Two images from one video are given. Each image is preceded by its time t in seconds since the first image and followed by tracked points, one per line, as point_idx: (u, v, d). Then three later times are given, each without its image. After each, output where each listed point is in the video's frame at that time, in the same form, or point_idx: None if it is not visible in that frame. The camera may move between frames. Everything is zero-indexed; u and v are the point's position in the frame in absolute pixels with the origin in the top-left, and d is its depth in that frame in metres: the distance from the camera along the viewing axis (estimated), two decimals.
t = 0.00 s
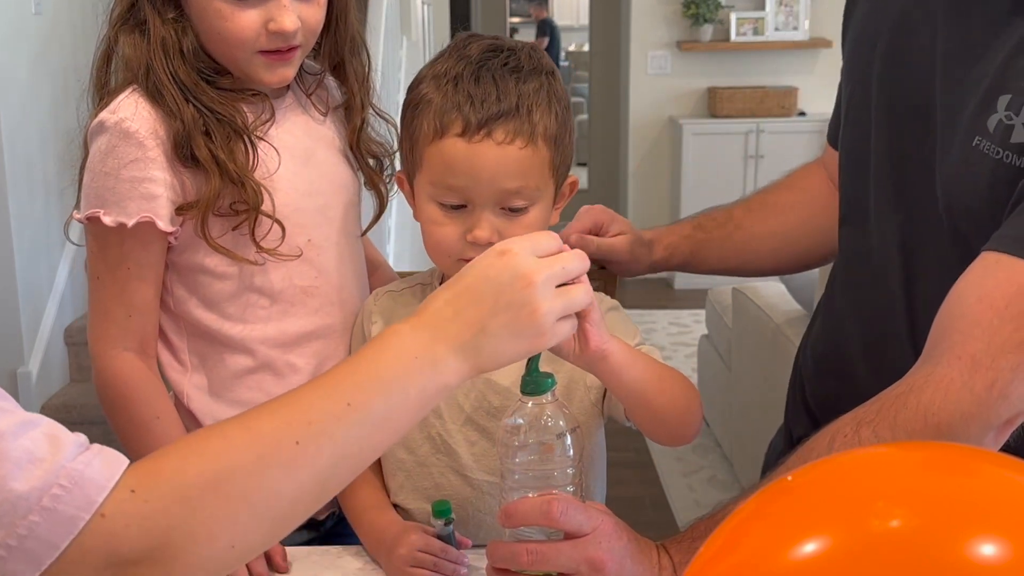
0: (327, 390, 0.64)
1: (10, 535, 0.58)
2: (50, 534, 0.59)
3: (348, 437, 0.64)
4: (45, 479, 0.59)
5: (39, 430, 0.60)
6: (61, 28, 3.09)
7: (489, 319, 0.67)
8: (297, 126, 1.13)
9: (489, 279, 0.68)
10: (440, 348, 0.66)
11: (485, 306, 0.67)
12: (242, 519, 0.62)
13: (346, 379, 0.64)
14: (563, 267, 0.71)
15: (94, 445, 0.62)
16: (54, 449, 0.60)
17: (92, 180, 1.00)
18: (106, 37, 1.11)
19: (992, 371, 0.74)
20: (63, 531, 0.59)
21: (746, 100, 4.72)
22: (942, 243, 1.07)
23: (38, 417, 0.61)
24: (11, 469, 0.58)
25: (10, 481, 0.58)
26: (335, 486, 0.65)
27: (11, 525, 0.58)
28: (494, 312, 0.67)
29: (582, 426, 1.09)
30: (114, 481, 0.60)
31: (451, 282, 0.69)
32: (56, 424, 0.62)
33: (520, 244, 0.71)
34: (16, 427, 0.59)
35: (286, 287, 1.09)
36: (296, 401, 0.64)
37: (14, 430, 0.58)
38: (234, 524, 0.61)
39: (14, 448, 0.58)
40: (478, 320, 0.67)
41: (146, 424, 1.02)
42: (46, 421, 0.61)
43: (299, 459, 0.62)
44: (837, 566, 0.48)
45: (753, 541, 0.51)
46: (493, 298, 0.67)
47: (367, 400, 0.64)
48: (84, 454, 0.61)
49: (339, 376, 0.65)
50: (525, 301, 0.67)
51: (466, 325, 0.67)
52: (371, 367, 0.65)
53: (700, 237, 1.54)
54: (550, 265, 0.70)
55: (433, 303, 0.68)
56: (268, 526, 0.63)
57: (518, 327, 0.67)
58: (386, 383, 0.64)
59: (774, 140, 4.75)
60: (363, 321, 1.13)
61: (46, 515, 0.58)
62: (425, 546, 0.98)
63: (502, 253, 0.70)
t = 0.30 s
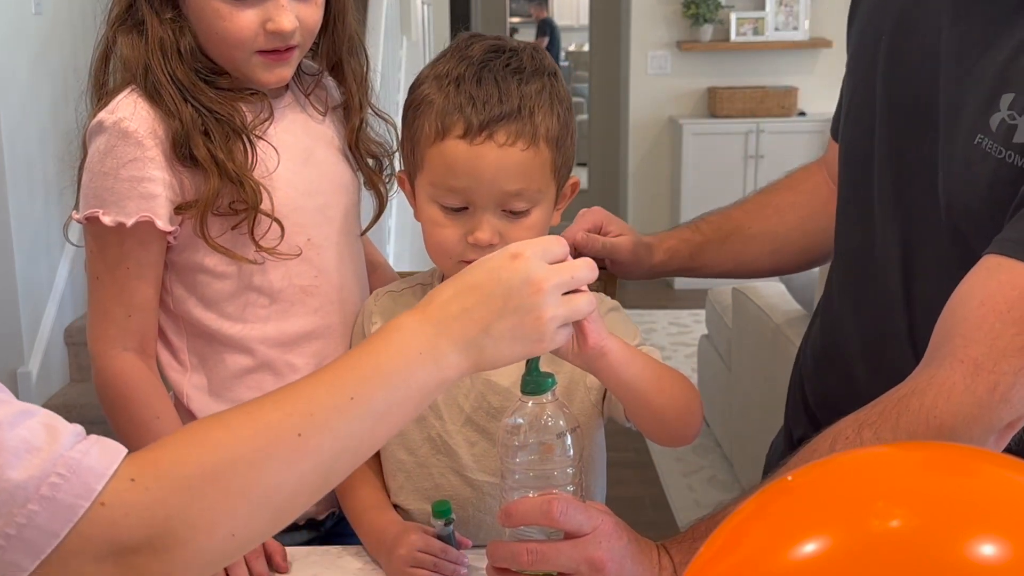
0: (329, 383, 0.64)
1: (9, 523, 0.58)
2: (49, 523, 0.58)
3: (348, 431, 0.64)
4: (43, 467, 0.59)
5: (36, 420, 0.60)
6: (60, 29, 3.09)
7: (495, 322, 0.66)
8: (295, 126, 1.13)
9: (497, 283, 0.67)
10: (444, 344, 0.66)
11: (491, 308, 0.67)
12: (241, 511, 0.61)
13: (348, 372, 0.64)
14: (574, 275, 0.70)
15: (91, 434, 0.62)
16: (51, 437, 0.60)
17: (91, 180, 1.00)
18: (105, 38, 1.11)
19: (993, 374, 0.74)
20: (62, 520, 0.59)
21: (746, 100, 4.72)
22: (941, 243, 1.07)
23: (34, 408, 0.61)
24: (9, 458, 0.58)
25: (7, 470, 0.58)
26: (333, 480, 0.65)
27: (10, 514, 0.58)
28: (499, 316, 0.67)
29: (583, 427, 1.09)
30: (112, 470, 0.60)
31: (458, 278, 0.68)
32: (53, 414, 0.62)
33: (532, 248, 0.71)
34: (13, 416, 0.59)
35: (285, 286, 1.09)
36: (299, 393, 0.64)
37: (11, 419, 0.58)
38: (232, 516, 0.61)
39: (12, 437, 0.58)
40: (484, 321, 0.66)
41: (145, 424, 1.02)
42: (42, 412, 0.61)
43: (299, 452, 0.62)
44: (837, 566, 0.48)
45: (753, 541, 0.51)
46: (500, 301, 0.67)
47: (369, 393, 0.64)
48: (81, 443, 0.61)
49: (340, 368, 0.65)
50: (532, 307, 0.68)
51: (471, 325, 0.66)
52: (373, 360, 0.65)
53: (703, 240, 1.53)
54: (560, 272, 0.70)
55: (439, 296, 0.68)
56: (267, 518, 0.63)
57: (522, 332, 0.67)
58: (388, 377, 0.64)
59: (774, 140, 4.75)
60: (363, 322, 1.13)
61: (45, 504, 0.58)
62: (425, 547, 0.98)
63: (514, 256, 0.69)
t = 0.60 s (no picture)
0: (332, 378, 0.62)
1: None
2: (36, 522, 0.56)
3: (350, 430, 0.62)
4: (29, 466, 0.57)
5: (24, 418, 0.58)
6: (61, 29, 3.09)
7: (495, 324, 0.65)
8: (293, 126, 1.13)
9: (496, 283, 0.66)
10: (444, 345, 0.64)
11: (491, 309, 0.65)
12: (237, 510, 0.60)
13: (352, 367, 0.63)
14: (571, 276, 0.70)
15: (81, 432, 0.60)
16: (37, 435, 0.58)
17: (89, 181, 1.00)
18: (104, 38, 1.11)
19: (993, 373, 0.74)
20: (49, 519, 0.57)
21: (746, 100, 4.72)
22: (941, 242, 1.07)
23: (22, 405, 0.59)
24: None
25: None
26: (332, 478, 0.63)
27: None
28: (500, 316, 0.66)
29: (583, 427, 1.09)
30: (99, 469, 0.58)
31: (456, 280, 0.67)
32: (41, 411, 0.60)
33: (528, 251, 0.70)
34: None
35: (284, 287, 1.09)
36: (300, 389, 0.62)
37: None
38: (228, 514, 0.59)
39: None
40: (485, 323, 0.65)
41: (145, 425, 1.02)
42: (30, 408, 0.60)
43: (299, 450, 0.61)
44: (837, 566, 0.47)
45: (753, 541, 0.51)
46: (500, 301, 0.66)
47: (373, 391, 0.62)
48: (70, 440, 0.59)
49: (343, 364, 0.63)
50: (531, 308, 0.67)
51: (472, 327, 0.65)
52: (378, 356, 0.63)
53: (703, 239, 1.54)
54: (559, 273, 0.70)
55: (438, 297, 0.67)
56: (263, 517, 0.61)
57: (522, 333, 0.66)
58: (392, 374, 0.63)
59: (774, 140, 4.75)
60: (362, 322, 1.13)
61: (31, 503, 0.56)
62: (426, 546, 0.98)
63: (512, 258, 0.68)
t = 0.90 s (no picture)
0: (342, 423, 0.61)
1: None
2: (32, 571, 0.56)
3: (360, 474, 0.60)
4: (29, 513, 0.56)
5: (32, 459, 0.58)
6: (61, 29, 3.09)
7: (510, 349, 0.66)
8: (296, 125, 1.13)
9: (511, 306, 0.67)
10: (464, 377, 0.64)
11: (508, 332, 0.66)
12: (245, 558, 0.58)
13: (361, 410, 0.61)
14: (570, 289, 0.73)
15: (91, 475, 0.60)
16: (43, 479, 0.57)
17: (91, 181, 1.00)
18: (108, 37, 1.11)
19: (992, 373, 0.74)
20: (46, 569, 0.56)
21: (746, 100, 4.72)
22: (938, 241, 1.07)
23: (33, 442, 0.59)
24: None
25: None
26: (342, 523, 0.61)
27: None
28: (516, 338, 0.67)
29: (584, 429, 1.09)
30: (99, 520, 0.57)
31: (465, 305, 0.68)
32: (51, 448, 0.60)
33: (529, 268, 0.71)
34: (4, 454, 0.56)
35: (285, 286, 1.09)
36: (310, 431, 0.61)
37: (2, 460, 0.56)
38: (236, 563, 0.58)
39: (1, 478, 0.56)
40: (501, 349, 0.66)
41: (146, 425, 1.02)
42: (40, 446, 0.59)
43: (309, 497, 0.59)
44: (837, 566, 0.47)
45: (753, 542, 0.51)
46: (515, 323, 0.67)
47: (384, 434, 0.61)
48: (75, 485, 0.58)
49: (352, 407, 0.62)
50: (540, 330, 0.68)
51: (489, 356, 0.65)
52: (388, 397, 0.62)
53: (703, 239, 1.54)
54: (560, 288, 0.72)
55: (450, 325, 0.66)
56: (271, 564, 0.59)
57: (535, 352, 0.68)
58: (403, 414, 0.61)
59: (774, 140, 4.75)
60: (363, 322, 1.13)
61: (28, 551, 0.56)
62: (426, 547, 0.98)
63: (515, 278, 0.70)
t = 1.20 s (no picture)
0: (359, 454, 0.61)
1: None
2: None
3: (375, 505, 0.61)
4: (49, 536, 0.56)
5: (54, 479, 0.57)
6: (62, 30, 3.09)
7: (532, 390, 0.67)
8: (298, 125, 1.13)
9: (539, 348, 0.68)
10: (484, 414, 0.65)
11: (531, 373, 0.67)
12: None
13: (377, 442, 0.62)
14: (594, 327, 0.74)
15: (111, 495, 0.59)
16: (66, 503, 0.57)
17: (94, 180, 1.00)
18: (112, 36, 1.11)
19: (995, 376, 0.74)
20: None
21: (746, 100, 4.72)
22: (939, 241, 1.07)
23: (55, 460, 0.58)
24: (15, 524, 0.55)
25: (11, 539, 0.55)
26: (355, 551, 0.62)
27: None
28: (537, 379, 0.68)
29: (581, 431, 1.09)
30: (122, 544, 0.57)
31: (493, 335, 0.68)
32: (73, 467, 0.59)
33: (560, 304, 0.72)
34: (27, 476, 0.56)
35: (287, 287, 1.09)
36: (326, 461, 0.61)
37: (26, 482, 0.56)
38: None
39: (23, 500, 0.55)
40: (523, 389, 0.67)
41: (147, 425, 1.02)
42: (62, 466, 0.58)
43: (326, 528, 0.60)
44: (837, 566, 0.47)
45: (752, 542, 0.51)
46: (539, 364, 0.68)
47: (401, 466, 0.62)
48: (96, 508, 0.58)
49: (369, 438, 0.62)
50: (563, 370, 0.70)
51: (511, 397, 0.66)
52: (409, 431, 0.62)
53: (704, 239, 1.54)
54: (584, 325, 0.73)
55: (478, 357, 0.67)
56: None
57: (552, 390, 0.69)
58: (419, 445, 0.62)
59: (774, 140, 4.75)
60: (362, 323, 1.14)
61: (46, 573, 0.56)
62: (425, 547, 0.97)
63: (549, 318, 0.70)
